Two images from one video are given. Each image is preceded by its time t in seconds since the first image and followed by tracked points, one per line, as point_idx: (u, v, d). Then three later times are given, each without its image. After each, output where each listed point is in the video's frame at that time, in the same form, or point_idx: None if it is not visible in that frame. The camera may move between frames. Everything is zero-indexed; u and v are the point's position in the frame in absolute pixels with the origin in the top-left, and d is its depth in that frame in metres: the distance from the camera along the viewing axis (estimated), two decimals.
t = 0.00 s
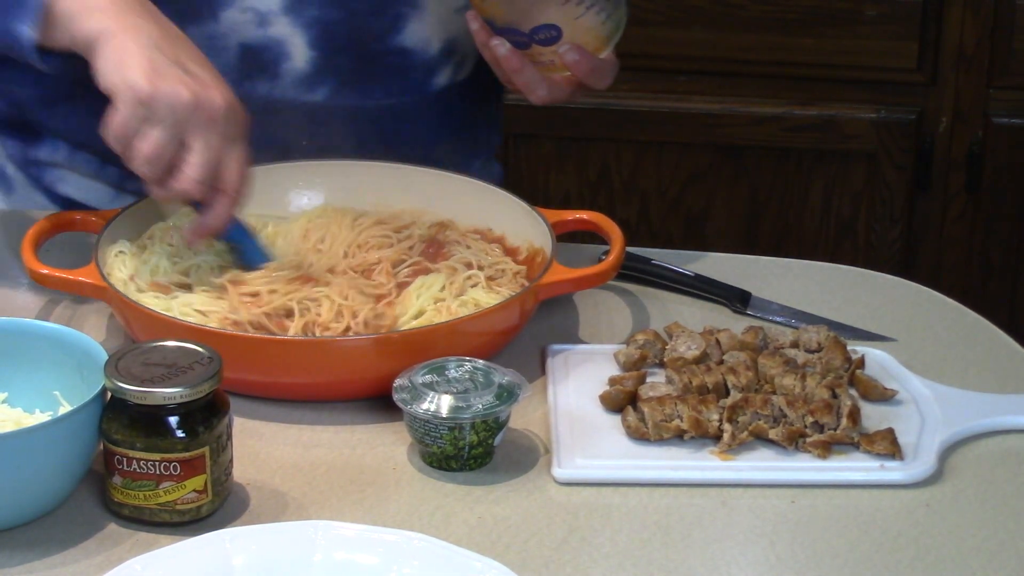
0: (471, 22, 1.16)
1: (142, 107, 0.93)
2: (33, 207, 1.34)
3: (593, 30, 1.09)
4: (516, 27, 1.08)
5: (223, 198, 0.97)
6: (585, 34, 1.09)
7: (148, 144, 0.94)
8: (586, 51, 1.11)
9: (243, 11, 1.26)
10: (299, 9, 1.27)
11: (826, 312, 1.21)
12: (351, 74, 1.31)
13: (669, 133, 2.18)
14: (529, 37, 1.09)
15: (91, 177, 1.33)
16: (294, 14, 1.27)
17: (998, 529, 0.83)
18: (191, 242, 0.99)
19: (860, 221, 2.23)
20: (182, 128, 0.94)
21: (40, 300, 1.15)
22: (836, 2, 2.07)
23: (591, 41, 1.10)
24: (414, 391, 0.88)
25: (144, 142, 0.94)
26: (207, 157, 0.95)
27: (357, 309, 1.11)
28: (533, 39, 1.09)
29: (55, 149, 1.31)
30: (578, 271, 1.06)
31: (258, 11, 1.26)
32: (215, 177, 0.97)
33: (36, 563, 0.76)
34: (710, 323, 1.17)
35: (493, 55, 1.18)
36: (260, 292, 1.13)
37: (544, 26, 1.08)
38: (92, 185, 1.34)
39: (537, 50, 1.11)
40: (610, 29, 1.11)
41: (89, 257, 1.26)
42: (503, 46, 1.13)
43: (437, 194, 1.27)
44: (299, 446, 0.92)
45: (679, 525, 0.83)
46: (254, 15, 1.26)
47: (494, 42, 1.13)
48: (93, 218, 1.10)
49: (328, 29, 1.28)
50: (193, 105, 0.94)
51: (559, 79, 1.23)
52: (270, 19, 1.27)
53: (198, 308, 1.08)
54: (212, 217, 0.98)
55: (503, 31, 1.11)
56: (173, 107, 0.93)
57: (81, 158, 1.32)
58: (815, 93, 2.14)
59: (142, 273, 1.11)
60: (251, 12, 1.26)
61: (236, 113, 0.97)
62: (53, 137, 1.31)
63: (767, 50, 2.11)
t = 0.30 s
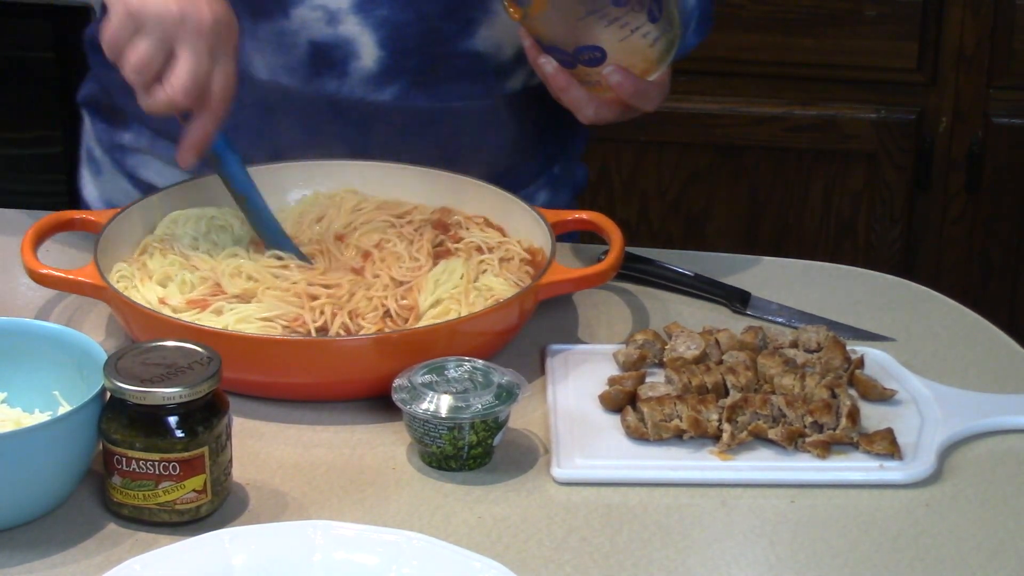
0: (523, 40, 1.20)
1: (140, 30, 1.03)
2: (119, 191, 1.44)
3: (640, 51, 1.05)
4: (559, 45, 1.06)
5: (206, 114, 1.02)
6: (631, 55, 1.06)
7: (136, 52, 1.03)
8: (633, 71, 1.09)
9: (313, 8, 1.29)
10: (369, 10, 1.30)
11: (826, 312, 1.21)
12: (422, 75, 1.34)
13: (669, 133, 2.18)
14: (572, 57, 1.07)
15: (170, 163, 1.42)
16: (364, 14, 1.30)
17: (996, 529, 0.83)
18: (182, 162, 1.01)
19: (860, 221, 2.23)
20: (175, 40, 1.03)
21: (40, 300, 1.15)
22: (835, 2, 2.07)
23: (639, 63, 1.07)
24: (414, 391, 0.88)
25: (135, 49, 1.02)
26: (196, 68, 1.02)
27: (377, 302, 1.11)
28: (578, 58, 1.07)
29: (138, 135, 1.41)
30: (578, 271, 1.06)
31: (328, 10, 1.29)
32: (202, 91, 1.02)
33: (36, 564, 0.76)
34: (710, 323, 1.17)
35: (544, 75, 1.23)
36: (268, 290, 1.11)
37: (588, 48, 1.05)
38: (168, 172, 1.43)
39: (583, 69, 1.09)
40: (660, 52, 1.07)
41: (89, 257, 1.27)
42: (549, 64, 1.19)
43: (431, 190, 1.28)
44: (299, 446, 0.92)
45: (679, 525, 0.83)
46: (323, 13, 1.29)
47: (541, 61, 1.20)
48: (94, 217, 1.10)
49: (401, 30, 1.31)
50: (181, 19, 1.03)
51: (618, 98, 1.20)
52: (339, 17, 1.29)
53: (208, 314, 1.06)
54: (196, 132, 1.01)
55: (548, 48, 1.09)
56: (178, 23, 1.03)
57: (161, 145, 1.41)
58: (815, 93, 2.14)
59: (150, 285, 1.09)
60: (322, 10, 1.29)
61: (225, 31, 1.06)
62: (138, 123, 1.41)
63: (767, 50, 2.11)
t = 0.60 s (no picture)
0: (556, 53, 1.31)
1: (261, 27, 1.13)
2: (165, 171, 1.54)
3: (670, 69, 1.00)
4: (586, 60, 1.00)
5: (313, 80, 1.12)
6: (660, 74, 1.00)
7: (270, 49, 1.11)
8: (662, 89, 1.03)
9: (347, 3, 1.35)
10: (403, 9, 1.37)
11: (826, 312, 1.21)
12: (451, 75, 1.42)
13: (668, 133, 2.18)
14: (600, 72, 1.01)
15: (209, 148, 1.51)
16: (397, 11, 1.37)
17: (997, 529, 0.83)
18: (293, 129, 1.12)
19: (859, 221, 2.23)
20: (295, 26, 1.12)
21: (40, 300, 1.15)
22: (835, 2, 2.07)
23: (668, 82, 1.02)
24: (414, 391, 0.88)
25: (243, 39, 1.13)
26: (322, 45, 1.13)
27: (373, 305, 1.11)
28: (606, 74, 1.02)
29: (183, 119, 1.50)
30: (578, 271, 1.05)
31: (361, 5, 1.36)
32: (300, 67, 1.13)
33: (36, 564, 0.76)
34: (709, 323, 1.17)
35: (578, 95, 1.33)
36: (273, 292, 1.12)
37: (615, 64, 1.00)
38: (208, 156, 1.51)
39: (612, 86, 1.04)
40: (690, 69, 1.02)
41: (89, 257, 1.27)
42: (580, 75, 1.28)
43: (430, 192, 1.28)
44: (298, 446, 0.92)
45: (679, 525, 0.83)
46: (357, 8, 1.36)
47: (569, 74, 1.30)
48: (93, 217, 1.10)
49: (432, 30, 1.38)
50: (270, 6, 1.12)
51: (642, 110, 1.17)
52: (371, 12, 1.36)
53: (204, 315, 1.06)
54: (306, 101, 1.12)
55: (575, 62, 1.02)
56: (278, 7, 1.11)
57: (202, 131, 1.50)
58: (815, 93, 2.14)
59: (149, 284, 1.09)
60: (356, 6, 1.36)
61: (318, 2, 1.13)
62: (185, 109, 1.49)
63: (767, 50, 2.11)
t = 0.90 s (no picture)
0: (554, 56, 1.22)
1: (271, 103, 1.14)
2: (194, 158, 1.55)
3: (662, 69, 1.01)
4: (580, 60, 1.00)
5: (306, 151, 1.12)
6: (653, 73, 1.01)
7: (274, 130, 1.13)
8: (656, 90, 1.04)
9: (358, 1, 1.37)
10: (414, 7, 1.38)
11: (826, 312, 1.21)
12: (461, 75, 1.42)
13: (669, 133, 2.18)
14: (593, 71, 1.01)
15: (232, 136, 1.50)
16: (407, 9, 1.38)
17: (997, 529, 0.83)
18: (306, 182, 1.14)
19: (859, 221, 2.23)
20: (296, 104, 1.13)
21: (40, 300, 1.15)
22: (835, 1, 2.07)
23: (662, 83, 1.02)
24: (413, 391, 0.88)
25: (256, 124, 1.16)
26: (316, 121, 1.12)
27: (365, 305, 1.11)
28: (599, 74, 1.02)
29: (208, 106, 1.49)
30: (579, 271, 1.05)
31: (372, 3, 1.37)
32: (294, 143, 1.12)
33: (36, 564, 0.76)
34: (710, 323, 1.17)
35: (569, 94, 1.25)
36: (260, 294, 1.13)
37: (608, 63, 1.00)
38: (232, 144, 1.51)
39: (606, 85, 1.04)
40: (684, 70, 1.03)
41: (90, 257, 1.27)
42: (575, 77, 1.20)
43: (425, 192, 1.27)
44: (299, 446, 0.92)
45: (679, 525, 0.83)
46: (368, 6, 1.37)
47: (568, 72, 1.20)
48: (93, 217, 1.10)
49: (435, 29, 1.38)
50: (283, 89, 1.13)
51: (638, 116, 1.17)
52: (382, 10, 1.38)
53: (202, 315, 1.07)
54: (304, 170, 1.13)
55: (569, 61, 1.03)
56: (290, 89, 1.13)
57: (224, 118, 1.49)
58: (815, 93, 2.14)
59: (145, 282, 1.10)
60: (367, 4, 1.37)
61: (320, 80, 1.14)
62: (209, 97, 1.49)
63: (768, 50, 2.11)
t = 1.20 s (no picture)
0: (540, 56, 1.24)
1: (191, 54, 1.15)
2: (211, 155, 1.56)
3: (642, 69, 1.00)
4: (559, 57, 1.00)
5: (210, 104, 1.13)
6: (631, 74, 1.00)
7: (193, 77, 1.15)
8: (634, 90, 1.03)
9: None
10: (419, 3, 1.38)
11: (826, 312, 1.21)
12: (467, 70, 1.42)
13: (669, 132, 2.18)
14: (571, 66, 1.00)
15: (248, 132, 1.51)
16: (411, 5, 1.38)
17: (997, 529, 0.83)
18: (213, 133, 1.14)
19: (860, 221, 2.23)
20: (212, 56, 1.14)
21: (40, 299, 1.15)
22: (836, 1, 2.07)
23: (641, 81, 1.01)
24: (414, 391, 0.88)
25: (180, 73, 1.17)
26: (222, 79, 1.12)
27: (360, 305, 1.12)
28: (578, 73, 1.01)
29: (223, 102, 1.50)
30: (578, 271, 1.05)
31: None
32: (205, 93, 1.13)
33: (36, 564, 0.76)
34: (709, 323, 1.17)
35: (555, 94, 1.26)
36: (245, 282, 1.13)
37: (586, 60, 0.99)
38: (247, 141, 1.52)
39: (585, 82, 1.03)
40: (664, 68, 1.02)
41: (90, 257, 1.27)
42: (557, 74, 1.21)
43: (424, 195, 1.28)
44: (299, 446, 0.92)
45: (679, 525, 0.83)
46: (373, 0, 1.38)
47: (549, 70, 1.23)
48: (93, 217, 1.10)
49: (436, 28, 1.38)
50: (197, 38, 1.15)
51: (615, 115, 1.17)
52: (387, 6, 1.38)
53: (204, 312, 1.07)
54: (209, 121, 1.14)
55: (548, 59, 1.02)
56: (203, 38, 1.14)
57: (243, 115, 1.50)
58: (815, 93, 2.15)
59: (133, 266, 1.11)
60: None
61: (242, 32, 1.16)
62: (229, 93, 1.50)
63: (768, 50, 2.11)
